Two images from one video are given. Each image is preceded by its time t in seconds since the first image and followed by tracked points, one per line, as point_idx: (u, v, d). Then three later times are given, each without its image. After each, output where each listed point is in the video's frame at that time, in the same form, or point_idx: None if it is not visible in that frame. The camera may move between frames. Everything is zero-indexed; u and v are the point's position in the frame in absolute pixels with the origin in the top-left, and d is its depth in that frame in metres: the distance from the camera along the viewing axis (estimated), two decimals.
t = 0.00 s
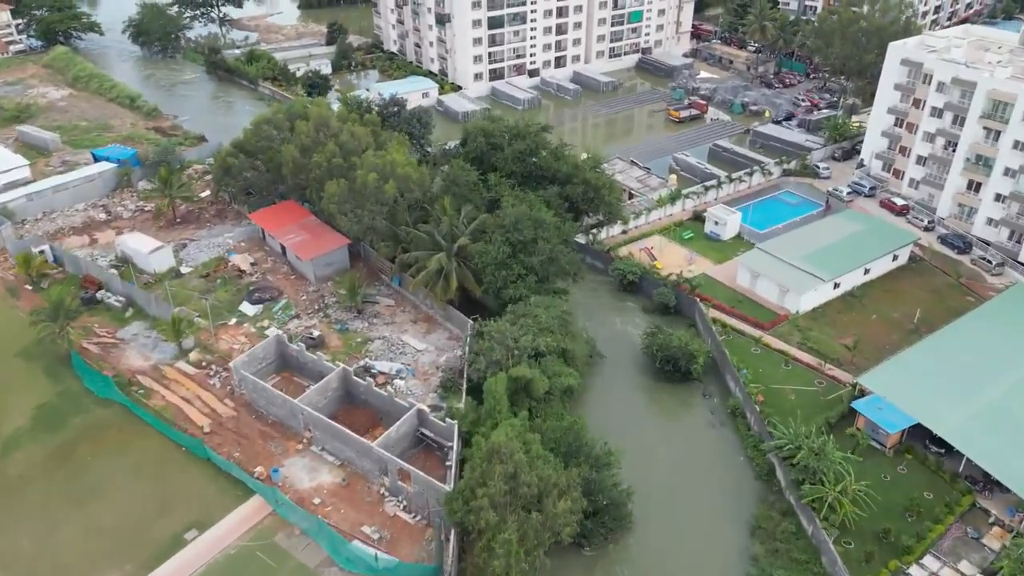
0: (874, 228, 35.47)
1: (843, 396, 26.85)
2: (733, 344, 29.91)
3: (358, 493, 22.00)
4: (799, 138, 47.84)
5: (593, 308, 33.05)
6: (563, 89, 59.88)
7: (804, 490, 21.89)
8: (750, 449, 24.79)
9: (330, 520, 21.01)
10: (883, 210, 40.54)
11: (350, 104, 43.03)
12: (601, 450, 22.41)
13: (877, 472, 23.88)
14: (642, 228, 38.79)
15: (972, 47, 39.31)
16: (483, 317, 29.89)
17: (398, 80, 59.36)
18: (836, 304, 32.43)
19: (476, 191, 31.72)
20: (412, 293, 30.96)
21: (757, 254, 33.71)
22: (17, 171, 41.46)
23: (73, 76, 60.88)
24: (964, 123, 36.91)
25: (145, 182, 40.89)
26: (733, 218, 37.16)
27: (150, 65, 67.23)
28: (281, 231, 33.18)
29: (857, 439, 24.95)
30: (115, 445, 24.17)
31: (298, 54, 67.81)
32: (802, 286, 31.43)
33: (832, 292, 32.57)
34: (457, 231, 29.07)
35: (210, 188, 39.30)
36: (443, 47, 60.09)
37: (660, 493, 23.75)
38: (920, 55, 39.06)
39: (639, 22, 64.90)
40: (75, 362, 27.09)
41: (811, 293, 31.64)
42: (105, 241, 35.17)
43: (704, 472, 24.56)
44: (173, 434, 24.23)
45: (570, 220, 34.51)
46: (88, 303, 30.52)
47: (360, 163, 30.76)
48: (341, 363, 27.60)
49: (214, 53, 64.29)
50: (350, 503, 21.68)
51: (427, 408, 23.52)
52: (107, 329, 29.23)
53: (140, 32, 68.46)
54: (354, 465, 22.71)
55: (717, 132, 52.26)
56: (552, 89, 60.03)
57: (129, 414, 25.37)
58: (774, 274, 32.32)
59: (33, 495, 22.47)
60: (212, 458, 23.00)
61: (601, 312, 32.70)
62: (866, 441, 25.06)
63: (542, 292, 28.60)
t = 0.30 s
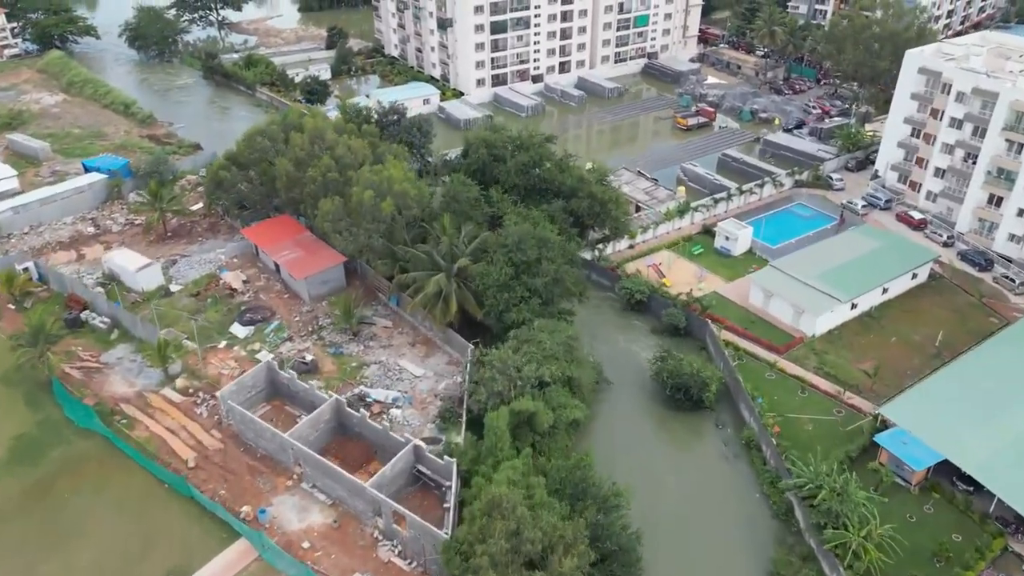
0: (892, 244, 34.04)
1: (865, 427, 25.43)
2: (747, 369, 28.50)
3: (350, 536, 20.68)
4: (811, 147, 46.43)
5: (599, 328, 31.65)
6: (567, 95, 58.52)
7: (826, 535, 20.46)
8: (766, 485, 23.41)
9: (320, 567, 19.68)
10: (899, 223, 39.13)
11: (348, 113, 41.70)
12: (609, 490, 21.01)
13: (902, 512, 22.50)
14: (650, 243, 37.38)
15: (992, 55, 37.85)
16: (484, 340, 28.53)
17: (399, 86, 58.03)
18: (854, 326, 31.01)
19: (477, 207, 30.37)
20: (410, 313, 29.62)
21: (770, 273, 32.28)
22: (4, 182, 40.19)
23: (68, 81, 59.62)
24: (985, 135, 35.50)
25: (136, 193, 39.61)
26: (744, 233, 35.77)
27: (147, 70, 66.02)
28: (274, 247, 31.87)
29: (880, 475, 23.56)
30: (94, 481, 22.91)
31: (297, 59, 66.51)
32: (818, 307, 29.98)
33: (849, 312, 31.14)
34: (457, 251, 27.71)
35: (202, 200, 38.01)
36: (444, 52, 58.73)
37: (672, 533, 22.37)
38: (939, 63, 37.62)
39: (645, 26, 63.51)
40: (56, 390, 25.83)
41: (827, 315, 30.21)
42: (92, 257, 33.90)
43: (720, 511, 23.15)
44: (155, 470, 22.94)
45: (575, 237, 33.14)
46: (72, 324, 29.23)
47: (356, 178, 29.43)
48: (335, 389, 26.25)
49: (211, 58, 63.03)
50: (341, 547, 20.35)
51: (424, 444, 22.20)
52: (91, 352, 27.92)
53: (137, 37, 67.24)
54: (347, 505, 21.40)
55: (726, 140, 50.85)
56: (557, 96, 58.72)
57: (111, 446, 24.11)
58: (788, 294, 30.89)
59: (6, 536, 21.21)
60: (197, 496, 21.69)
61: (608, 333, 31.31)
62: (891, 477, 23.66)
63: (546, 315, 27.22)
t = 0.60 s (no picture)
0: (913, 264, 32.47)
1: (891, 466, 23.88)
2: (763, 399, 26.96)
3: None
4: (825, 158, 44.87)
5: (606, 352, 30.13)
6: (572, 102, 57.02)
7: None
8: (787, 531, 21.89)
9: None
10: (919, 240, 37.55)
11: (346, 123, 40.22)
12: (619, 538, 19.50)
13: (934, 561, 20.99)
14: (659, 260, 35.86)
15: (1016, 64, 36.23)
16: (486, 367, 27.02)
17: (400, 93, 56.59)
18: (875, 351, 29.46)
19: (478, 227, 28.85)
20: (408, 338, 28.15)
21: (786, 294, 30.74)
22: None
23: (62, 87, 58.25)
24: (1010, 149, 33.93)
25: (126, 207, 38.24)
26: (758, 250, 34.27)
27: (143, 75, 64.64)
28: (266, 266, 30.41)
29: (910, 521, 22.03)
30: (70, 525, 21.55)
31: (297, 64, 65.10)
32: (838, 333, 28.42)
33: (870, 337, 29.58)
34: (456, 274, 26.23)
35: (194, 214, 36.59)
36: (447, 58, 57.25)
37: None
38: (960, 73, 36.05)
39: (652, 31, 61.94)
40: (33, 423, 24.47)
41: (847, 341, 28.65)
42: (78, 277, 32.52)
43: (737, 558, 21.60)
44: (134, 512, 21.54)
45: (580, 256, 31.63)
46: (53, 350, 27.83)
47: (352, 197, 27.96)
48: (328, 422, 24.79)
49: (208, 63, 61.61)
50: None
51: (420, 487, 20.77)
52: (72, 380, 26.54)
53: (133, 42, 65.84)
54: (337, 554, 19.95)
55: (737, 150, 49.29)
56: (562, 103, 57.23)
57: (89, 485, 22.72)
58: (806, 318, 29.34)
59: None
60: (177, 544, 20.25)
61: (616, 358, 29.77)
62: (921, 523, 22.12)
63: (550, 343, 25.72)
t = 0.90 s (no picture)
0: (936, 284, 31.02)
1: (919, 506, 22.48)
2: (781, 430, 25.55)
3: None
4: (840, 169, 43.42)
5: (615, 377, 28.75)
6: (578, 109, 55.61)
7: None
8: None
9: None
10: (940, 256, 36.11)
11: (345, 133, 38.90)
12: None
13: None
14: (669, 277, 34.46)
15: None
16: (488, 395, 25.66)
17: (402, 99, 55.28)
18: (898, 379, 28.02)
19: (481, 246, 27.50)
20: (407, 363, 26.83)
21: (804, 317, 29.31)
22: None
23: (58, 92, 57.11)
24: None
25: (118, 219, 37.01)
26: (773, 268, 32.91)
27: (141, 80, 63.47)
28: (260, 285, 29.11)
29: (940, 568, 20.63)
30: (45, 569, 20.31)
31: (297, 69, 63.85)
32: (860, 360, 26.99)
33: (892, 363, 28.14)
34: (458, 299, 24.88)
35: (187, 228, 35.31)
36: (450, 64, 55.92)
37: None
38: (984, 84, 34.58)
39: (661, 36, 60.52)
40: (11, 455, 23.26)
41: (869, 368, 27.22)
42: (65, 295, 31.30)
43: None
44: (114, 556, 20.28)
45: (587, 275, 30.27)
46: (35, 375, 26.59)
47: (349, 216, 26.65)
48: (321, 455, 23.45)
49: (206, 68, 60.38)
50: None
51: (416, 533, 19.50)
52: (54, 408, 25.27)
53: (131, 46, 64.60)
54: None
55: (749, 160, 47.82)
56: (569, 110, 55.88)
57: (67, 524, 21.47)
58: (826, 343, 27.90)
59: None
60: None
61: (625, 384, 28.38)
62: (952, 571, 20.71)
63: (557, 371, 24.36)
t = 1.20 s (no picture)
0: (964, 307, 29.51)
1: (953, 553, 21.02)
2: (804, 466, 24.13)
3: None
4: (858, 182, 41.92)
5: (626, 405, 27.37)
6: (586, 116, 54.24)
7: None
8: None
9: None
10: (964, 275, 34.61)
11: (346, 143, 37.62)
12: None
13: None
14: (682, 296, 33.06)
15: None
16: (493, 426, 24.33)
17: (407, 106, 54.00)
18: (926, 408, 26.56)
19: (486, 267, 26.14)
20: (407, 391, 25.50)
21: (825, 342, 27.86)
22: None
23: (56, 98, 56.05)
24: None
25: (111, 233, 35.84)
26: (792, 288, 31.47)
27: (142, 84, 62.38)
28: (254, 306, 27.86)
29: None
30: None
31: (300, 73, 62.68)
32: (885, 390, 25.53)
33: (919, 392, 26.65)
34: (461, 325, 23.54)
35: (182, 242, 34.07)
36: (456, 69, 54.62)
37: None
38: (1012, 95, 33.04)
39: (671, 41, 59.08)
40: None
41: (895, 398, 25.75)
42: (54, 314, 30.10)
43: None
44: None
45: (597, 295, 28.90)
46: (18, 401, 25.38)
47: (347, 236, 25.36)
48: (315, 492, 22.15)
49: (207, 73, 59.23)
50: None
51: None
52: (36, 437, 24.06)
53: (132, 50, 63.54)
54: None
55: (763, 171, 46.36)
56: (577, 117, 54.50)
57: (45, 567, 20.24)
58: (849, 371, 26.44)
59: None
60: None
61: (636, 412, 27.00)
62: None
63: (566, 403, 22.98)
